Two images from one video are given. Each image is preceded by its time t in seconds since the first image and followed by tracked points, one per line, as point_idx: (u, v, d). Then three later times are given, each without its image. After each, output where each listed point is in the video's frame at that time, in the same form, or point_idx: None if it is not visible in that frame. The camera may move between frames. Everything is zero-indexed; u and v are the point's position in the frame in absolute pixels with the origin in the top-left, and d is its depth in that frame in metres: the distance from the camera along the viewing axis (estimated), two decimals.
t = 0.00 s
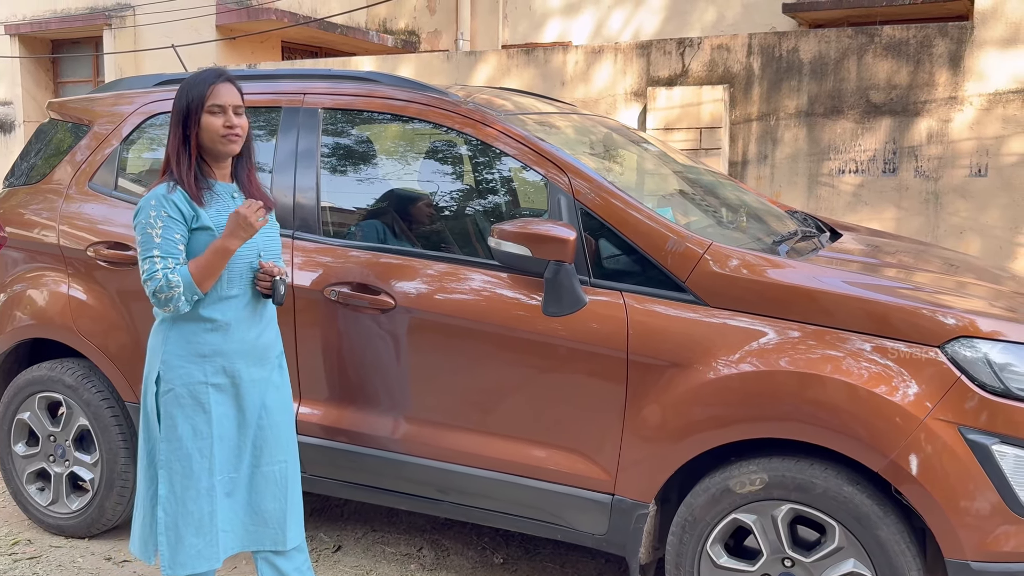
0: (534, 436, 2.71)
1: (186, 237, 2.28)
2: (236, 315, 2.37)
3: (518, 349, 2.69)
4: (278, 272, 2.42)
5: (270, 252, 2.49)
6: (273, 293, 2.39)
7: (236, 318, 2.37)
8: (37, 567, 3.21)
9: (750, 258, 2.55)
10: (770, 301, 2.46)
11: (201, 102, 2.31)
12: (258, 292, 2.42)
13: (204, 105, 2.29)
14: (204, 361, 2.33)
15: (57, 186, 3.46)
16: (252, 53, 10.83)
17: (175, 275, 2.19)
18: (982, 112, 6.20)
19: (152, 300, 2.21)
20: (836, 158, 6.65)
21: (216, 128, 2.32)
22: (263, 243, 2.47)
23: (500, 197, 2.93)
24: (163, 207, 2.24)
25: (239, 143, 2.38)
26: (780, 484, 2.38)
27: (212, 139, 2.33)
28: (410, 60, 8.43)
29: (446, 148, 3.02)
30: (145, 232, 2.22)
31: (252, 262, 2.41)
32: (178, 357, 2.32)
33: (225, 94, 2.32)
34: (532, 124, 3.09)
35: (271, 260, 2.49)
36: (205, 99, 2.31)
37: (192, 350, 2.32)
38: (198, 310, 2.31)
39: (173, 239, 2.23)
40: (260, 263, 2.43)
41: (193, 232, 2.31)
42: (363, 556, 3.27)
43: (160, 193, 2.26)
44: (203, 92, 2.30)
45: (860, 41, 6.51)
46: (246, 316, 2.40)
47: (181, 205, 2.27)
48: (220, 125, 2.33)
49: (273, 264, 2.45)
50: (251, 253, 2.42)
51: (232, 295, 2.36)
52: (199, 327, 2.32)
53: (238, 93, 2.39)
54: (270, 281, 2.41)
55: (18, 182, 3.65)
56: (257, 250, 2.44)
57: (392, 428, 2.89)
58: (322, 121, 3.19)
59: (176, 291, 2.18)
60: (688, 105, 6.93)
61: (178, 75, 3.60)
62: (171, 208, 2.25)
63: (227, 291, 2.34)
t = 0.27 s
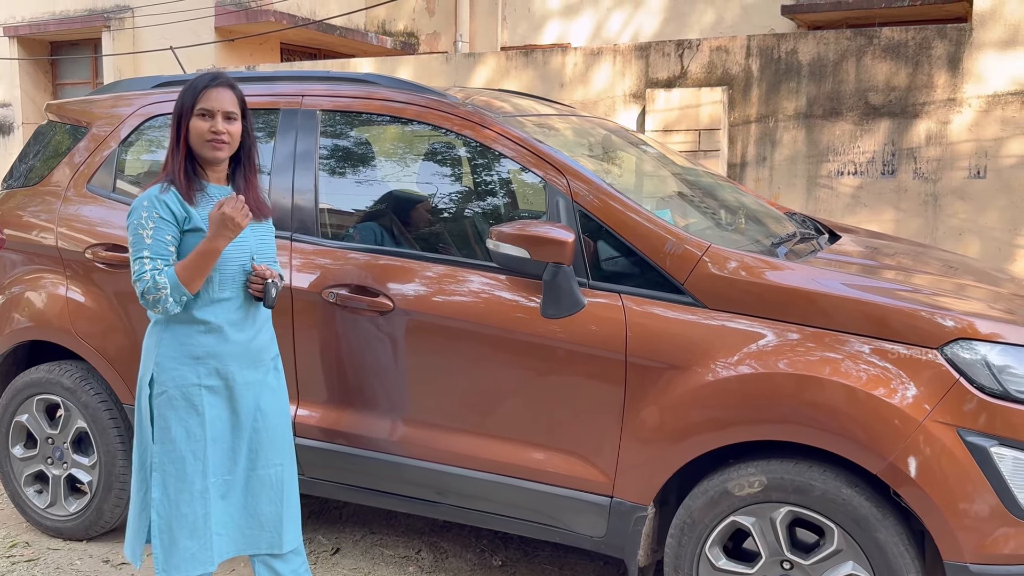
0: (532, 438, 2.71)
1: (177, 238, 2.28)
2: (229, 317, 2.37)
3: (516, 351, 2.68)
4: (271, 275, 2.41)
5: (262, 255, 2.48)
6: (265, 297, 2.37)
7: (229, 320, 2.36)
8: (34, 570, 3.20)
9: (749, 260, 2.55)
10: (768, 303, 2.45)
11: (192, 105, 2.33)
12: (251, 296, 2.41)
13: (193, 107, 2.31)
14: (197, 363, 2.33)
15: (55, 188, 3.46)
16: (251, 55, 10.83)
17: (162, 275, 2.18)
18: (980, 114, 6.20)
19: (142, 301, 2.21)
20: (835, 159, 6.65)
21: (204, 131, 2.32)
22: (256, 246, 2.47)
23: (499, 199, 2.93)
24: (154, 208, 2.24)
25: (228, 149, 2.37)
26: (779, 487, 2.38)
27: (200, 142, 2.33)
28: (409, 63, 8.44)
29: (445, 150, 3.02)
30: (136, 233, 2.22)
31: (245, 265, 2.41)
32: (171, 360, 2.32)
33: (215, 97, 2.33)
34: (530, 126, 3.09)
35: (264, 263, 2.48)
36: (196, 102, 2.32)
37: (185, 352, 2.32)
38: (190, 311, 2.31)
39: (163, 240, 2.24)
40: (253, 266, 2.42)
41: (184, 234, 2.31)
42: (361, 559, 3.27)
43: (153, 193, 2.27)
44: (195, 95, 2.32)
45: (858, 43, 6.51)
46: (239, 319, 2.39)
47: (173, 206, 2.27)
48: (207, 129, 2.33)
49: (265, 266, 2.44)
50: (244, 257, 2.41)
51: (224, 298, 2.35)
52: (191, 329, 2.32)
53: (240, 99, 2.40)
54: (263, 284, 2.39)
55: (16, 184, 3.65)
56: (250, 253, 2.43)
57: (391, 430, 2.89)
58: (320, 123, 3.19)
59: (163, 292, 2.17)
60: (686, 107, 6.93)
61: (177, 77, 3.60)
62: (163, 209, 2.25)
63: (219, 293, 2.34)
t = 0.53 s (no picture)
0: (532, 439, 2.71)
1: (170, 238, 2.28)
2: (222, 318, 2.37)
3: (517, 352, 2.68)
4: (265, 277, 2.39)
5: (259, 256, 2.46)
6: (257, 299, 2.36)
7: (222, 321, 2.36)
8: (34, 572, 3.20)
9: (749, 261, 2.55)
10: (768, 304, 2.45)
11: (190, 108, 2.33)
12: (245, 296, 2.40)
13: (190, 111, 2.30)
14: (190, 365, 2.33)
15: (55, 190, 3.46)
16: (251, 56, 10.84)
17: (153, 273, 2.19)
18: (980, 115, 6.20)
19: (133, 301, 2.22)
20: (835, 160, 6.65)
21: (201, 135, 2.32)
22: (252, 247, 2.45)
23: (499, 200, 2.93)
24: (148, 207, 2.25)
25: (225, 153, 2.36)
26: (778, 488, 2.38)
27: (198, 146, 2.33)
28: (409, 64, 8.44)
29: (445, 151, 3.02)
30: (131, 231, 2.24)
31: (239, 266, 2.40)
32: (164, 361, 2.32)
33: (212, 101, 2.32)
34: (531, 127, 3.09)
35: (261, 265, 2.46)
36: (194, 106, 2.32)
37: (178, 353, 2.32)
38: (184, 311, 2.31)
39: (156, 239, 2.24)
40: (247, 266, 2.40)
41: (178, 234, 2.31)
42: (361, 560, 3.27)
43: (148, 193, 2.28)
44: (192, 99, 2.32)
45: (858, 44, 6.51)
46: (233, 320, 2.39)
47: (167, 206, 2.27)
48: (205, 134, 2.33)
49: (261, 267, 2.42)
50: (239, 257, 2.40)
51: (217, 299, 2.35)
52: (184, 330, 2.32)
53: (237, 102, 2.39)
54: (256, 285, 2.38)
55: (16, 185, 3.65)
56: (246, 253, 2.42)
57: (391, 432, 2.89)
58: (320, 124, 3.19)
59: (152, 290, 2.18)
60: (686, 108, 6.93)
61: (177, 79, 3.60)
62: (157, 208, 2.26)
63: (212, 295, 2.34)
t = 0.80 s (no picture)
0: (534, 440, 2.71)
1: (165, 242, 2.28)
2: (219, 319, 2.37)
3: (518, 353, 2.68)
4: (257, 275, 2.38)
5: (253, 256, 2.46)
6: (249, 297, 2.35)
7: (218, 321, 2.36)
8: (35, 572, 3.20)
9: (750, 261, 2.55)
10: (770, 304, 2.45)
11: (183, 109, 2.33)
12: (239, 295, 2.40)
13: (183, 113, 2.31)
14: (188, 365, 2.33)
15: (56, 190, 3.46)
16: (253, 57, 10.84)
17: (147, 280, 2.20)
18: (982, 115, 6.19)
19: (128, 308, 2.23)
20: (836, 161, 6.64)
21: (194, 136, 2.32)
22: (247, 248, 2.45)
23: (500, 200, 2.92)
24: (141, 212, 2.25)
25: (218, 153, 2.37)
26: (779, 488, 2.37)
27: (190, 147, 2.33)
28: (410, 64, 8.45)
29: (446, 152, 3.02)
30: (124, 237, 2.24)
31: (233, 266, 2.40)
32: (161, 361, 2.32)
33: (205, 102, 2.32)
34: (532, 127, 3.09)
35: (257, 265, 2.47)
36: (185, 107, 2.32)
37: (175, 353, 2.32)
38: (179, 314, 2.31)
39: (149, 244, 2.24)
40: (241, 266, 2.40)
41: (173, 237, 2.30)
42: (362, 561, 3.27)
43: (142, 197, 2.27)
44: (184, 100, 2.32)
45: (859, 44, 6.51)
46: (229, 320, 2.39)
47: (160, 210, 2.26)
48: (197, 135, 2.33)
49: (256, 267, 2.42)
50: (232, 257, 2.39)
51: (212, 300, 2.35)
52: (181, 330, 2.32)
53: (229, 103, 2.39)
54: (249, 285, 2.37)
55: (17, 186, 3.65)
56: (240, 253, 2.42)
57: (392, 432, 2.89)
58: (321, 124, 3.19)
59: (141, 300, 2.19)
60: (687, 108, 6.93)
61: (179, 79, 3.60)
62: (150, 213, 2.25)
63: (207, 296, 2.34)
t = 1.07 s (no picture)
0: (535, 440, 2.70)
1: (164, 242, 2.29)
2: (219, 318, 2.37)
3: (519, 353, 2.68)
4: (257, 276, 2.39)
5: (252, 256, 2.46)
6: (250, 298, 2.35)
7: (219, 320, 2.36)
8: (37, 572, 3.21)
9: (751, 261, 2.55)
10: (771, 304, 2.45)
11: (177, 110, 2.32)
12: (238, 296, 2.40)
13: (178, 113, 2.30)
14: (189, 364, 2.33)
15: (58, 191, 3.46)
16: (255, 57, 10.85)
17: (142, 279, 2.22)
18: (983, 115, 6.19)
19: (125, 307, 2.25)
20: (837, 161, 6.64)
21: (190, 136, 2.32)
22: (246, 247, 2.45)
23: (501, 201, 2.92)
24: (138, 214, 2.26)
25: (214, 153, 2.36)
26: (781, 488, 2.37)
27: (188, 147, 2.33)
28: (411, 65, 8.46)
29: (447, 152, 3.02)
30: (123, 237, 2.27)
31: (233, 266, 2.40)
32: (162, 360, 2.33)
33: (199, 102, 2.31)
34: (533, 128, 3.09)
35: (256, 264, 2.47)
36: (179, 107, 2.31)
37: (176, 353, 2.33)
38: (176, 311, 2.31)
39: (147, 245, 2.25)
40: (241, 266, 2.40)
41: (173, 238, 2.31)
42: (364, 561, 3.27)
43: (139, 199, 2.28)
44: (177, 100, 2.32)
45: (861, 44, 6.50)
46: (229, 320, 2.39)
47: (157, 210, 2.27)
48: (194, 135, 2.32)
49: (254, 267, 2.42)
50: (232, 258, 2.40)
51: (213, 300, 2.35)
52: (182, 329, 2.33)
53: (223, 101, 2.39)
54: (249, 285, 2.38)
55: (19, 187, 3.66)
56: (239, 253, 2.42)
57: (393, 432, 2.89)
58: (322, 125, 3.19)
59: (136, 297, 2.21)
60: (689, 108, 6.93)
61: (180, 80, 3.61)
62: (147, 213, 2.27)
63: (207, 295, 2.33)
